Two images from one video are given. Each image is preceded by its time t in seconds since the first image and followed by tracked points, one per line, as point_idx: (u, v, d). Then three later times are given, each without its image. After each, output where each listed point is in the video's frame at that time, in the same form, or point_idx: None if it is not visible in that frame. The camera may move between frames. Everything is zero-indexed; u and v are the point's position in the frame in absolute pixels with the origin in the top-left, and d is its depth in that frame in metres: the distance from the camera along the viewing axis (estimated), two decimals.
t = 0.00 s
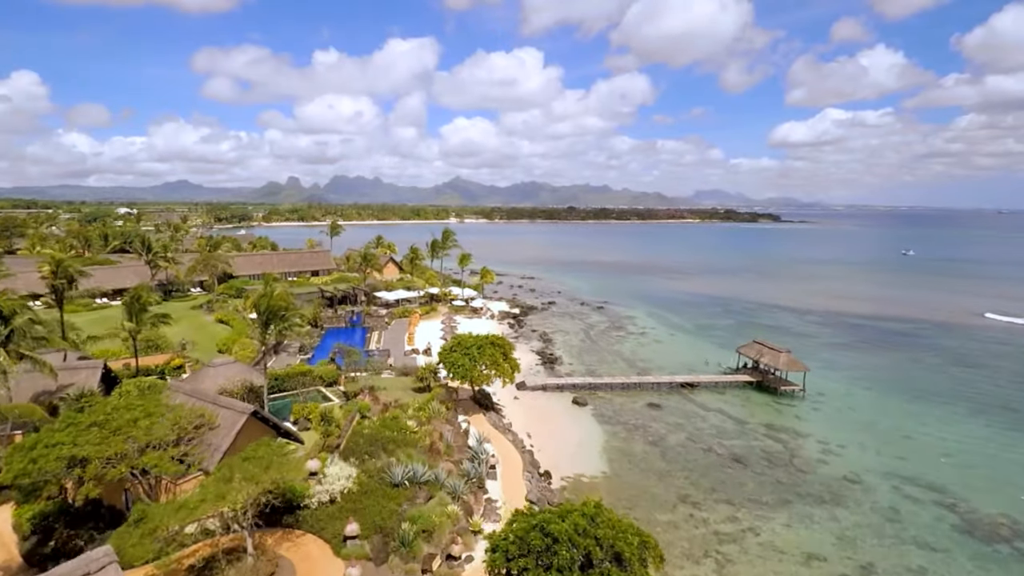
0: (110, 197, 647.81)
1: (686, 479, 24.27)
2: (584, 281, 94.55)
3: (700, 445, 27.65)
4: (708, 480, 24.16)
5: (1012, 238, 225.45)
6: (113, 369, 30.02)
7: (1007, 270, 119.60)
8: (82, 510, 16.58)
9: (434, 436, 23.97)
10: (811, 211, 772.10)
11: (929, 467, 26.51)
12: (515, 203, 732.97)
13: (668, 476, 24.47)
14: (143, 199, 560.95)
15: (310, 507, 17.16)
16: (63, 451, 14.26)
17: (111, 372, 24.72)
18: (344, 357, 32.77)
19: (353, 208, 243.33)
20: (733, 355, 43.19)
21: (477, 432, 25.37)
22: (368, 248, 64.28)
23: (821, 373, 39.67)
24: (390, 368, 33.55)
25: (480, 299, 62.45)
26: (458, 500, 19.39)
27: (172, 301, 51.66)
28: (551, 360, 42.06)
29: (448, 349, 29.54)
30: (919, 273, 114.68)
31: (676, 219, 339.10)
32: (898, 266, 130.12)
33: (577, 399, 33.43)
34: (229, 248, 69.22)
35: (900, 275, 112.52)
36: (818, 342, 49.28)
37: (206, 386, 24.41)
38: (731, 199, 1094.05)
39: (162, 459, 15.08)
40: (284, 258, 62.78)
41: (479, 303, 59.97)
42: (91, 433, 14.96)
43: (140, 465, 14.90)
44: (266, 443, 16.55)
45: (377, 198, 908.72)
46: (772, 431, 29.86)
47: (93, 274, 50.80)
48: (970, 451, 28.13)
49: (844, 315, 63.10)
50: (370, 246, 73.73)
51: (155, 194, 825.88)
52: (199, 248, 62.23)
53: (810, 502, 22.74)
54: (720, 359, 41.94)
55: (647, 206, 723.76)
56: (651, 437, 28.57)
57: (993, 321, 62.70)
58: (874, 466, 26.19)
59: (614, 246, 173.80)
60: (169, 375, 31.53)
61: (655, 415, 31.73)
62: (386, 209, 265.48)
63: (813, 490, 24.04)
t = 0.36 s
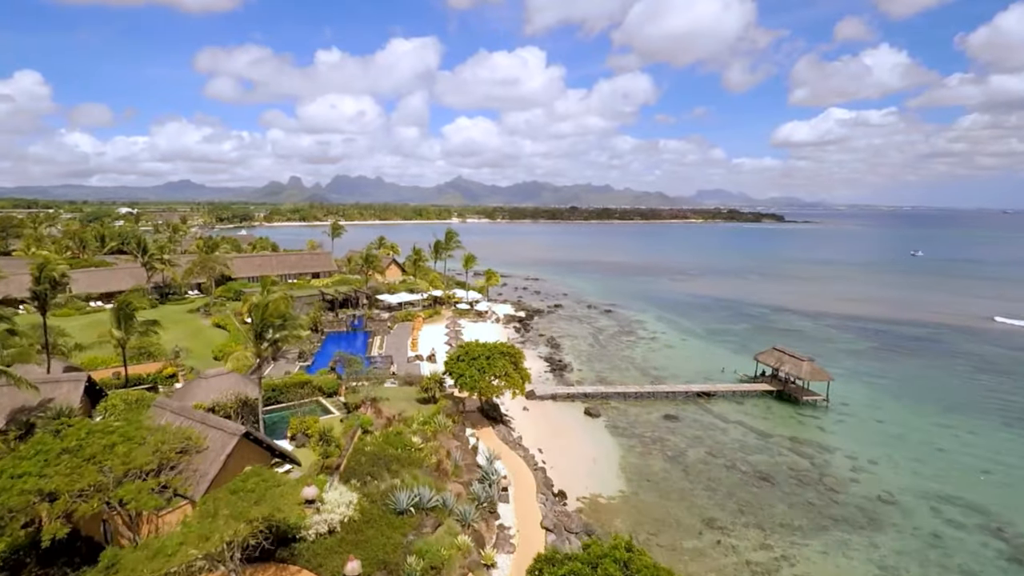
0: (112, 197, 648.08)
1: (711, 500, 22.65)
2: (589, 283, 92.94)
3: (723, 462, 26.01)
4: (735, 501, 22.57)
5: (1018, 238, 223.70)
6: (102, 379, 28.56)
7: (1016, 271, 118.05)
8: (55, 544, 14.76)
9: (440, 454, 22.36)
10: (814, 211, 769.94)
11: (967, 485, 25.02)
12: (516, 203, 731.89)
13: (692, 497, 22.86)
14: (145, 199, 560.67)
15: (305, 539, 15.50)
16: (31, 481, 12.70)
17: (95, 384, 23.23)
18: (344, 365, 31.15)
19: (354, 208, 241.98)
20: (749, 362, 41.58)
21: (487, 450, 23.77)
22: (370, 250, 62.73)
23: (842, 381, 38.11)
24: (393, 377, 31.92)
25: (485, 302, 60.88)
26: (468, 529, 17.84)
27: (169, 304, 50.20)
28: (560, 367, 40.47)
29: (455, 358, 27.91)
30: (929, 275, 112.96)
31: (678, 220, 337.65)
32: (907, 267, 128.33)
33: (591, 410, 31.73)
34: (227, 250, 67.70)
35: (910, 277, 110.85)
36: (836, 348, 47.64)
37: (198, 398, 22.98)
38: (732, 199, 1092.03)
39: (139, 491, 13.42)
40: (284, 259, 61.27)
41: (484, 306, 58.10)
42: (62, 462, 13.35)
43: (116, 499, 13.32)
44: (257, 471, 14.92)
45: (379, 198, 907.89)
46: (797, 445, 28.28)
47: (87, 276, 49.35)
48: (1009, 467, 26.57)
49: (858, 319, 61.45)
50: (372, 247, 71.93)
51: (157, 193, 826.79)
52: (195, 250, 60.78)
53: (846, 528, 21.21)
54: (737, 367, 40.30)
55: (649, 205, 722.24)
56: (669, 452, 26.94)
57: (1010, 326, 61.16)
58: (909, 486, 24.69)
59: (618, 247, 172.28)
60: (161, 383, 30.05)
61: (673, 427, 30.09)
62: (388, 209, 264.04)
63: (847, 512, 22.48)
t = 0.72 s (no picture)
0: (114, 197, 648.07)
1: (742, 525, 21.02)
2: (594, 284, 91.33)
3: (751, 481, 24.33)
4: (768, 527, 20.94)
5: None
6: (91, 390, 27.07)
7: None
8: None
9: (450, 475, 20.72)
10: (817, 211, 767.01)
11: (1013, 506, 23.43)
12: (518, 203, 730.32)
13: (721, 522, 21.18)
14: (147, 200, 560.75)
15: None
16: None
17: (79, 399, 21.81)
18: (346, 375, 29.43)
19: (356, 209, 240.68)
20: (766, 369, 39.96)
21: (500, 470, 22.14)
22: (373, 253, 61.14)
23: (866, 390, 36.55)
24: (397, 388, 30.32)
25: (490, 305, 59.18)
26: (482, 564, 16.20)
27: (165, 308, 48.66)
28: (571, 375, 38.77)
29: (460, 370, 26.30)
30: (941, 276, 111.00)
31: (680, 220, 335.79)
32: (917, 268, 126.36)
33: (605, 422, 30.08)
34: (225, 252, 66.19)
35: (921, 278, 108.86)
36: (855, 354, 46.07)
37: (190, 414, 21.45)
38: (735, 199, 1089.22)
39: (112, 533, 11.64)
40: (284, 262, 59.65)
41: (489, 310, 56.56)
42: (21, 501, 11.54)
43: (85, 544, 11.51)
44: (248, 507, 13.29)
45: (380, 198, 907.08)
46: (827, 462, 26.65)
47: (81, 279, 47.87)
48: None
49: (875, 323, 59.64)
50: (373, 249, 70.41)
51: (159, 194, 826.75)
52: (192, 253, 59.28)
53: (891, 557, 19.59)
54: (755, 375, 38.68)
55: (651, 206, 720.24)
56: (692, 470, 25.29)
57: None
58: (951, 507, 23.14)
59: (622, 248, 170.54)
60: (153, 394, 28.64)
61: (694, 441, 28.44)
62: (389, 210, 263.10)
63: (889, 538, 20.85)
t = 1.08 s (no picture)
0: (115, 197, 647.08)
1: (776, 553, 19.38)
2: (599, 285, 89.70)
3: (780, 501, 22.72)
4: (804, 555, 19.33)
5: None
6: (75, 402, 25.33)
7: None
8: None
9: (460, 497, 19.06)
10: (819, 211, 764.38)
11: None
12: (519, 203, 728.71)
13: (753, 548, 19.53)
14: (148, 200, 559.99)
15: None
16: None
17: (56, 415, 20.17)
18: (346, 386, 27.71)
19: (358, 208, 239.51)
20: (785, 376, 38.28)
21: (513, 492, 20.53)
22: (375, 253, 59.55)
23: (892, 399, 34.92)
24: (400, 397, 28.69)
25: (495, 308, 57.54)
26: None
27: (159, 311, 47.10)
28: (581, 382, 37.11)
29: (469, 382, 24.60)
30: (952, 277, 109.18)
31: (683, 220, 334.16)
32: (927, 269, 124.56)
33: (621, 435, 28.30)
34: (223, 253, 64.59)
35: (933, 279, 106.94)
36: (875, 359, 44.43)
37: (177, 430, 19.72)
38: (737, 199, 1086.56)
39: None
40: (283, 263, 58.06)
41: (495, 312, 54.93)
42: None
43: None
44: (229, 555, 11.88)
45: (381, 198, 905.88)
46: (858, 480, 25.12)
47: (73, 281, 46.32)
48: None
49: (891, 327, 57.94)
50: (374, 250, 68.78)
51: (160, 193, 826.46)
52: (188, 254, 57.66)
53: None
54: (774, 382, 37.02)
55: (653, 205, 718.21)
56: (717, 488, 23.62)
57: None
58: (998, 530, 21.58)
59: (626, 248, 168.92)
60: (142, 404, 27.05)
61: (716, 455, 26.77)
62: (389, 209, 261.93)
63: (935, 567, 19.28)
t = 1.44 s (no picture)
0: (116, 197, 646.51)
1: None
2: (604, 287, 87.95)
3: (815, 525, 21.00)
4: None
5: None
6: (54, 415, 23.66)
7: None
8: None
9: (469, 524, 17.34)
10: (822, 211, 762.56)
11: None
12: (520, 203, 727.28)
13: None
14: (149, 201, 559.58)
15: None
16: None
17: (26, 434, 18.55)
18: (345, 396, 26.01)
19: (358, 209, 238.07)
20: (806, 385, 36.48)
21: (527, 517, 18.85)
22: (375, 254, 57.82)
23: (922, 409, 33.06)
24: (404, 409, 26.98)
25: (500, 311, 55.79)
26: None
27: (153, 314, 45.52)
28: (592, 390, 35.34)
29: (475, 394, 22.82)
30: (962, 278, 107.41)
31: (685, 220, 332.79)
32: (936, 270, 122.48)
33: (637, 449, 26.44)
34: (220, 254, 62.96)
35: (943, 280, 105.24)
36: (896, 364, 42.67)
37: (161, 448, 17.98)
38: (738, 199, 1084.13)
39: None
40: (281, 264, 56.35)
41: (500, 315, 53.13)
42: None
43: None
44: None
45: (382, 198, 904.73)
46: (895, 499, 23.38)
47: (62, 284, 44.74)
48: None
49: (907, 329, 56.22)
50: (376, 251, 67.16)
51: (161, 194, 825.86)
52: (183, 254, 56.03)
53: None
54: (794, 390, 35.27)
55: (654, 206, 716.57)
56: (745, 510, 21.87)
57: None
58: None
59: (630, 249, 167.33)
60: (127, 416, 25.22)
61: (740, 471, 24.99)
62: (390, 210, 260.51)
63: None
